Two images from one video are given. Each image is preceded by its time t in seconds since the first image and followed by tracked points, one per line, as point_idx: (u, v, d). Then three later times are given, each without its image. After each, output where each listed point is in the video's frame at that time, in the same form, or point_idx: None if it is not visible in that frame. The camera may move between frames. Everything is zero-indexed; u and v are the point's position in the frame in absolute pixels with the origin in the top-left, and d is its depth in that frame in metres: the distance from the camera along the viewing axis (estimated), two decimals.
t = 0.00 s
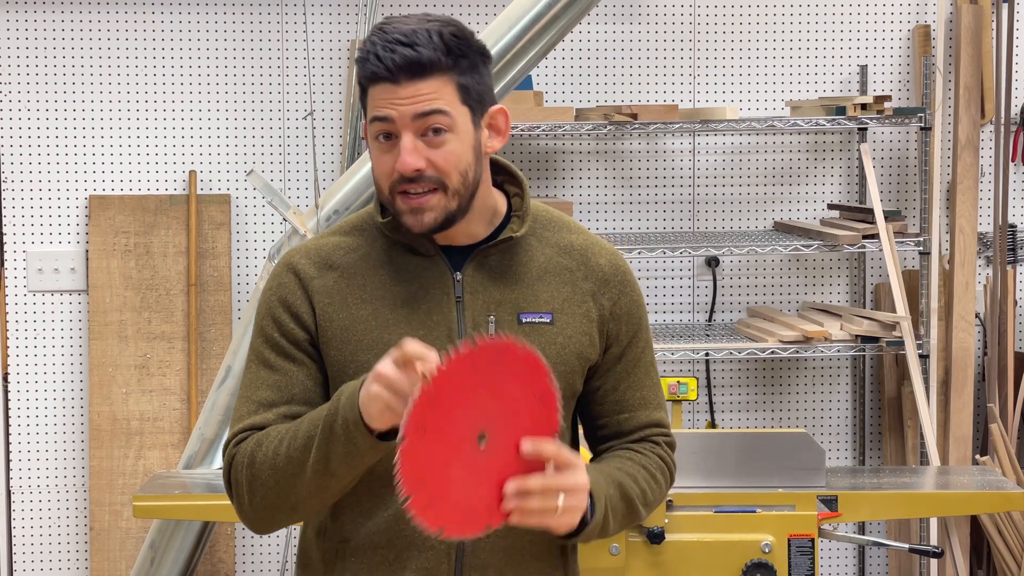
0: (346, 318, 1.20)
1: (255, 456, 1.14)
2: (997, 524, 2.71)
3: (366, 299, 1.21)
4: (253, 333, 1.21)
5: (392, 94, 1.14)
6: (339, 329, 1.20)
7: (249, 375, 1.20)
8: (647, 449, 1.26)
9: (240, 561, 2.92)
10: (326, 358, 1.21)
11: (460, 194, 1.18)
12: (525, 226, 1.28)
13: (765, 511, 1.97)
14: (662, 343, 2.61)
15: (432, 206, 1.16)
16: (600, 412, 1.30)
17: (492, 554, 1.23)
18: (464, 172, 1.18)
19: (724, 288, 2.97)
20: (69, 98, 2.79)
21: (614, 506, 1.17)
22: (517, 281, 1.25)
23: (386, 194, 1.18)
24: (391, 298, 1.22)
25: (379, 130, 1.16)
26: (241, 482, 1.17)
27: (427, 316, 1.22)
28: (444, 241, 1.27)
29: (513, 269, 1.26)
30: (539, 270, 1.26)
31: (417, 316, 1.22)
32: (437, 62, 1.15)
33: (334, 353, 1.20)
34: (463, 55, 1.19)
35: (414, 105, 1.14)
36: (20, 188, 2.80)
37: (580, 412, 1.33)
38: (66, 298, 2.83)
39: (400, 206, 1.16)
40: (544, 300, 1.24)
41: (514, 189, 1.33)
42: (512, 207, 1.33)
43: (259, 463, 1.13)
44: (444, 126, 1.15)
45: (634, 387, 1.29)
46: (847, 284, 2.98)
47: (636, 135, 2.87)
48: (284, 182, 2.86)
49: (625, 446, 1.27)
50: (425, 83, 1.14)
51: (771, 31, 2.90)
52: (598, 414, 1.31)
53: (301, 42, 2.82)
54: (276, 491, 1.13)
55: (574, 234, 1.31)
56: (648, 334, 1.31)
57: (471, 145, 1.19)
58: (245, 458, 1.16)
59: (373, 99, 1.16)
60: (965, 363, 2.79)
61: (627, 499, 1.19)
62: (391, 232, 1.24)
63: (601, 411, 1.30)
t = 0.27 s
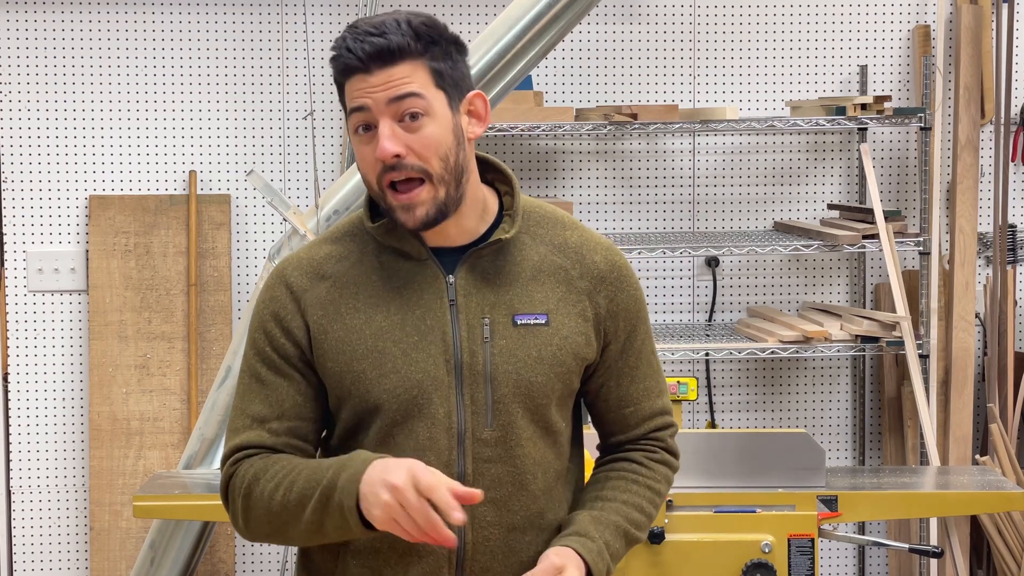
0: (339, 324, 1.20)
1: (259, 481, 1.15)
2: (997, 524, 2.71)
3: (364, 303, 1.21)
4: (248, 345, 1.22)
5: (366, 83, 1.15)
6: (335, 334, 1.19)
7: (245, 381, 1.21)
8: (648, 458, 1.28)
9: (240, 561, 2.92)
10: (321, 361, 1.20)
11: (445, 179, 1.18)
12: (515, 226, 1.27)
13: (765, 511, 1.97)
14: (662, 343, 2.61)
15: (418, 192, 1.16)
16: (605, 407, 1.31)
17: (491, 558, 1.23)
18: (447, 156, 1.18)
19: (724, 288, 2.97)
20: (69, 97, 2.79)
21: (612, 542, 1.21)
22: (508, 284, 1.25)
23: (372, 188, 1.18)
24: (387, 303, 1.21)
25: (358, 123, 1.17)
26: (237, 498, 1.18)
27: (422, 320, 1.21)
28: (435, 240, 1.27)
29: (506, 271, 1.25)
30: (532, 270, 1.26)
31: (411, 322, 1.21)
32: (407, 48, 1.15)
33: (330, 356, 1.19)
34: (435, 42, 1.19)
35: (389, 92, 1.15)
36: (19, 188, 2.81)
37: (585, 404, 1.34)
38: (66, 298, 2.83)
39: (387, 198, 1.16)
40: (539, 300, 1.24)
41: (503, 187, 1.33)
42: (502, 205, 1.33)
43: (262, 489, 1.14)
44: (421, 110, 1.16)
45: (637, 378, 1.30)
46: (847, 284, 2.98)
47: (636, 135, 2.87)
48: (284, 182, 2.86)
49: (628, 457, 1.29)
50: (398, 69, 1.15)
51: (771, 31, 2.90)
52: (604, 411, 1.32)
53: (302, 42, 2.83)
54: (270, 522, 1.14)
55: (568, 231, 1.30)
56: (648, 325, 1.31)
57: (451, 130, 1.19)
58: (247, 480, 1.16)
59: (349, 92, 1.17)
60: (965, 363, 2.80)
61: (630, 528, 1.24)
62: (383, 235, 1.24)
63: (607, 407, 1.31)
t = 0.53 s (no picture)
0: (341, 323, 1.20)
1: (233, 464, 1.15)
2: (997, 524, 2.71)
3: (365, 303, 1.22)
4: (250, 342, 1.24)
5: (382, 72, 1.16)
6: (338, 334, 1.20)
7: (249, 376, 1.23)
8: (653, 451, 1.29)
9: (240, 561, 2.92)
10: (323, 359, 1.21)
11: (462, 165, 1.19)
12: (516, 224, 1.27)
13: (765, 511, 1.97)
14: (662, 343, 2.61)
15: (438, 179, 1.16)
16: (607, 401, 1.31)
17: (493, 557, 1.23)
18: (463, 143, 1.19)
19: (724, 288, 2.97)
20: (69, 97, 2.79)
21: (620, 532, 1.23)
22: (508, 282, 1.25)
23: (388, 177, 1.17)
24: (387, 303, 1.22)
25: (374, 112, 1.17)
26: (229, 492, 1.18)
27: (424, 320, 1.21)
28: (437, 239, 1.26)
29: (505, 269, 1.25)
30: (532, 267, 1.26)
31: (412, 321, 1.21)
32: (422, 36, 1.17)
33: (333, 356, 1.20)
34: (442, 33, 1.22)
35: (407, 79, 1.16)
36: (19, 188, 2.81)
37: (588, 401, 1.34)
38: (66, 298, 2.83)
39: (405, 185, 1.16)
40: (540, 297, 1.24)
41: (503, 184, 1.33)
42: (501, 203, 1.33)
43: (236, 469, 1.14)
44: (437, 96, 1.17)
45: (637, 373, 1.30)
46: (847, 284, 2.98)
47: (636, 135, 2.87)
48: (284, 182, 2.86)
49: (633, 449, 1.30)
50: (413, 57, 1.17)
51: (771, 31, 2.90)
52: (606, 406, 1.32)
53: (302, 42, 2.83)
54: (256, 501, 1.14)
55: (568, 227, 1.30)
56: (649, 321, 1.30)
57: (464, 118, 1.20)
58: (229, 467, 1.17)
59: (363, 82, 1.17)
60: (964, 363, 2.80)
61: (638, 520, 1.25)
62: (383, 234, 1.24)
63: (609, 401, 1.31)
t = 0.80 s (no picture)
0: (346, 321, 1.21)
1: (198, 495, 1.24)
2: (996, 524, 2.71)
3: (372, 300, 1.22)
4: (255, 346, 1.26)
5: (403, 99, 1.14)
6: (344, 331, 1.21)
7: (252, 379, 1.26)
8: (658, 456, 1.29)
9: (240, 562, 2.92)
10: (328, 356, 1.21)
11: (482, 181, 1.19)
12: (525, 224, 1.27)
13: (765, 511, 1.97)
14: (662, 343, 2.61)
15: (461, 200, 1.17)
16: (612, 408, 1.31)
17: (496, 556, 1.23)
18: (483, 160, 1.19)
19: (724, 288, 2.97)
20: (69, 97, 2.79)
21: (622, 530, 1.22)
22: (516, 281, 1.25)
23: (411, 198, 1.18)
24: (394, 300, 1.22)
25: (396, 136, 1.16)
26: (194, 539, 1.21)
27: (430, 318, 1.22)
28: (450, 240, 1.26)
29: (513, 268, 1.25)
30: (540, 268, 1.26)
31: (419, 319, 1.21)
32: (440, 59, 1.15)
33: (338, 354, 1.20)
34: (456, 48, 1.19)
35: (429, 105, 1.14)
36: (19, 188, 2.81)
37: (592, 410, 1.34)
38: (66, 298, 2.83)
39: (429, 206, 1.17)
40: (547, 298, 1.24)
41: (514, 186, 1.32)
42: (511, 204, 1.32)
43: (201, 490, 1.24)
44: (459, 118, 1.16)
45: (642, 381, 1.30)
46: (847, 284, 2.98)
47: (636, 135, 2.87)
48: (284, 182, 2.86)
49: (638, 453, 1.30)
50: (433, 82, 1.14)
51: (771, 31, 2.90)
52: (609, 410, 1.32)
53: (302, 42, 2.82)
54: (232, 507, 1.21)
55: (575, 229, 1.30)
56: (655, 329, 1.31)
57: (483, 132, 1.20)
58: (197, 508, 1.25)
59: (382, 108, 1.15)
60: (964, 363, 2.80)
61: (639, 522, 1.24)
62: (393, 229, 1.24)
63: (614, 408, 1.31)
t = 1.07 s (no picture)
0: (345, 323, 1.21)
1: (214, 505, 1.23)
2: (997, 524, 2.71)
3: (369, 304, 1.22)
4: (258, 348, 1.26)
5: (398, 95, 1.14)
6: (342, 335, 1.20)
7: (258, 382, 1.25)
8: (656, 455, 1.28)
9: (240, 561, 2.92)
10: (327, 358, 1.21)
11: (474, 182, 1.19)
12: (521, 224, 1.27)
13: (765, 511, 1.97)
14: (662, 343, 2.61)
15: (452, 200, 1.17)
16: (612, 405, 1.31)
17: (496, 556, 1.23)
18: (476, 161, 1.19)
19: (724, 288, 2.97)
20: (69, 98, 2.79)
21: (617, 533, 1.22)
22: (514, 282, 1.25)
23: (403, 195, 1.18)
24: (393, 302, 1.22)
25: (389, 133, 1.16)
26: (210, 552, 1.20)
27: (429, 320, 1.22)
28: (444, 241, 1.26)
29: (511, 269, 1.25)
30: (538, 267, 1.26)
31: (418, 321, 1.21)
32: (437, 57, 1.15)
33: (337, 355, 1.20)
34: (455, 47, 1.19)
35: (423, 103, 1.14)
36: (20, 188, 2.81)
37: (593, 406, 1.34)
38: (66, 298, 2.83)
39: (420, 205, 1.17)
40: (545, 298, 1.24)
41: (510, 185, 1.32)
42: (508, 204, 1.32)
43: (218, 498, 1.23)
44: (453, 117, 1.16)
45: (642, 378, 1.29)
46: (847, 285, 2.98)
47: (636, 135, 2.87)
48: (284, 182, 2.86)
49: (637, 451, 1.29)
50: (429, 80, 1.14)
51: (772, 31, 2.90)
52: (611, 409, 1.32)
53: (301, 42, 2.82)
54: (251, 510, 1.20)
55: (574, 228, 1.30)
56: (655, 325, 1.30)
57: (478, 133, 1.20)
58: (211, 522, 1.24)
59: (377, 103, 1.15)
60: (965, 363, 2.79)
61: (635, 522, 1.24)
62: (389, 233, 1.23)
63: (614, 405, 1.31)
